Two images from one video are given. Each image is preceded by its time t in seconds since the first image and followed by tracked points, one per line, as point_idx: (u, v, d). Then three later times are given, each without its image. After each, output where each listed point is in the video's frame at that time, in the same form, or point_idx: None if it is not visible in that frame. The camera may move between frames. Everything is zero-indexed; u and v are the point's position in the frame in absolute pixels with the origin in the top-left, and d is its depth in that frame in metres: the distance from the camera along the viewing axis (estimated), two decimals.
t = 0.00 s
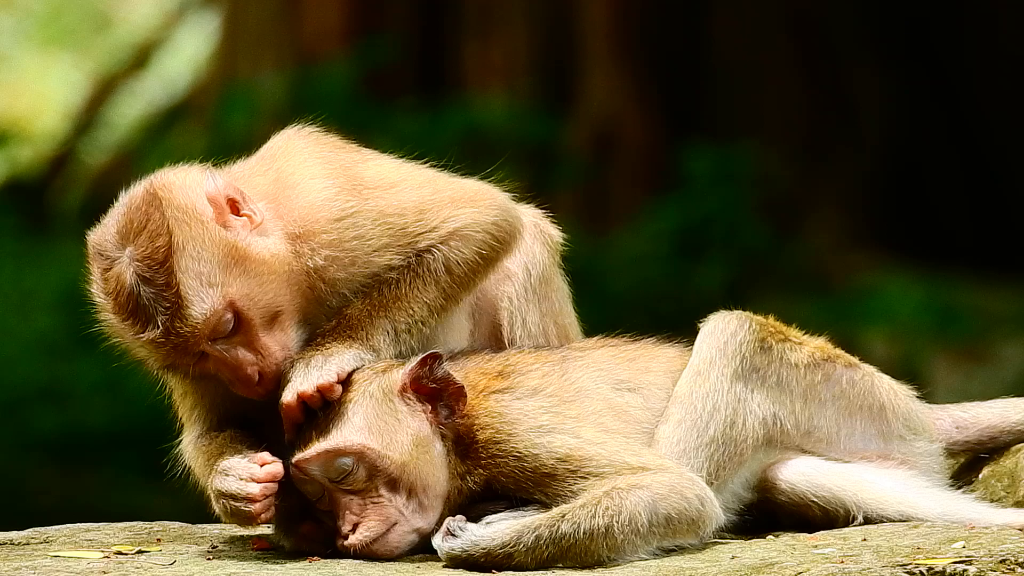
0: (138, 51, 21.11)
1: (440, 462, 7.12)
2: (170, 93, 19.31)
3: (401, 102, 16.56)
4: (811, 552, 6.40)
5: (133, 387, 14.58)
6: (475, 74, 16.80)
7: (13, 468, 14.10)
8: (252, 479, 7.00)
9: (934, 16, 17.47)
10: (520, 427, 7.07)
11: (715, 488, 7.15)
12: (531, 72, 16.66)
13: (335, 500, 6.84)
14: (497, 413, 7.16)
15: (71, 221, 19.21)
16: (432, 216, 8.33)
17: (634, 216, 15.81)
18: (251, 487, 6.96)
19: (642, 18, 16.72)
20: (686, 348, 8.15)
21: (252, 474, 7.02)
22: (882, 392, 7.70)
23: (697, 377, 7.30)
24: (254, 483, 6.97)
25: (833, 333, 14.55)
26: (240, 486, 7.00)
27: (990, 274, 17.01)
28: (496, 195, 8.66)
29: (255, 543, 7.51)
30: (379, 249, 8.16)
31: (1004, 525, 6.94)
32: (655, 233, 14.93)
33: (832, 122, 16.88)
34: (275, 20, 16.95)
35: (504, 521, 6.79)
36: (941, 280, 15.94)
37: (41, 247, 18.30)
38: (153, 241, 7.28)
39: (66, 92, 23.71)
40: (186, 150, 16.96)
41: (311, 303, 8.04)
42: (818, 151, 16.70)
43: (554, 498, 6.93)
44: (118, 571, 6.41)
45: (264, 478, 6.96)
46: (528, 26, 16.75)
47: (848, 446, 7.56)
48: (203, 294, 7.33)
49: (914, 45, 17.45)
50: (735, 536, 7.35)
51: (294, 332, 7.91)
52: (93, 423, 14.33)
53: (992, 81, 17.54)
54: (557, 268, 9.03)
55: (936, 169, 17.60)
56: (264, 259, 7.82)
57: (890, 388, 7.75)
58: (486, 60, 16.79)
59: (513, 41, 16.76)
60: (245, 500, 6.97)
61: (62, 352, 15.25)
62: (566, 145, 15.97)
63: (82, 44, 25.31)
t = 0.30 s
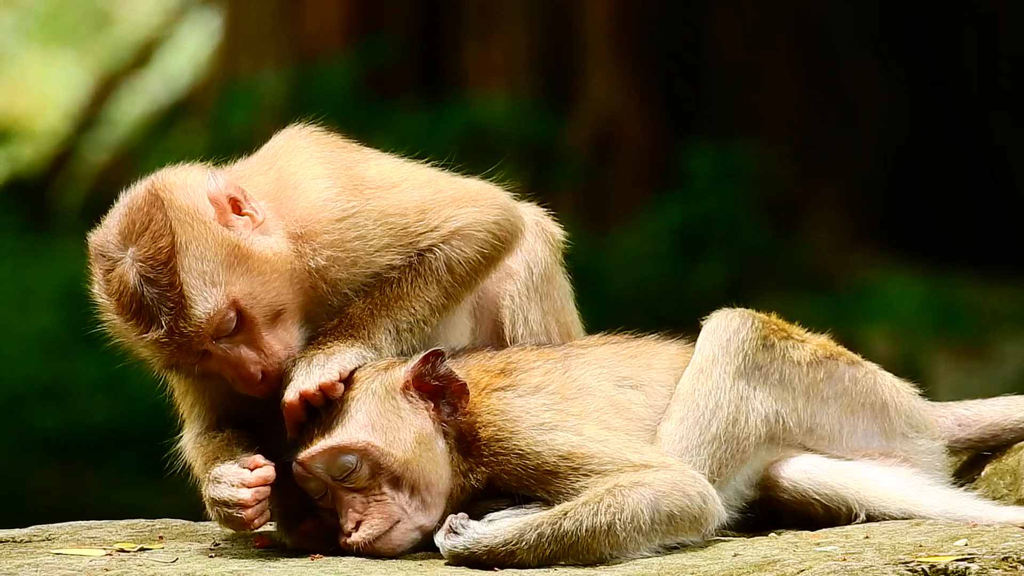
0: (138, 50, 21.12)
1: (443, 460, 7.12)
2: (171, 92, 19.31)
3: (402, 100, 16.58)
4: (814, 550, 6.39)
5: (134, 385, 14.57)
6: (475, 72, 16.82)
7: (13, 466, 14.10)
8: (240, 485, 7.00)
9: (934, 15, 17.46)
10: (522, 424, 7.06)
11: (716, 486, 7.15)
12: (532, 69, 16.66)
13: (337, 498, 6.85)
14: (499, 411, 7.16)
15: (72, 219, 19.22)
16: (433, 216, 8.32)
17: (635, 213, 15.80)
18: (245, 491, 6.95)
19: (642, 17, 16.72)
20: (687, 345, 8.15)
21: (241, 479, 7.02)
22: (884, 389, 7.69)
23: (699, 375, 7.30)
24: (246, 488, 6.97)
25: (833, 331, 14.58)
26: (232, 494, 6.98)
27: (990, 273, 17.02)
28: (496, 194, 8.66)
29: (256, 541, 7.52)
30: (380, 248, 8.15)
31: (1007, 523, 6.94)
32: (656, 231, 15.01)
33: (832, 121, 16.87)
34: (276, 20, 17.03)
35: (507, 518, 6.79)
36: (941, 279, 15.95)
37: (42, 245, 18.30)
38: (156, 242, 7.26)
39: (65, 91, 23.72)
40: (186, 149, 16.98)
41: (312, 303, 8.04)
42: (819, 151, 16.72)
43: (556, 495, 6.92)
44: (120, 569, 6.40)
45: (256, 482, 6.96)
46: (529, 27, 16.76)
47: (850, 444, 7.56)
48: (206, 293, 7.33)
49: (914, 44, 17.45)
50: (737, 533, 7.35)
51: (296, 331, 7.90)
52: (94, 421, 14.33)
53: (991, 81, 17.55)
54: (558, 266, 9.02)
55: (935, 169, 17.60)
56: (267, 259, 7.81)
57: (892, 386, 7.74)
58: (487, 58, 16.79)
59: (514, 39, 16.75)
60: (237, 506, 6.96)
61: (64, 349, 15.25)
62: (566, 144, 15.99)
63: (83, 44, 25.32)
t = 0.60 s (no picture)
0: (139, 47, 21.14)
1: (444, 456, 7.13)
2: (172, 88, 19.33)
3: (402, 97, 16.60)
4: (815, 546, 6.40)
5: (136, 382, 14.60)
6: (476, 69, 16.84)
7: (15, 462, 14.11)
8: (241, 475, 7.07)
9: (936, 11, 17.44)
10: (523, 420, 7.06)
11: (717, 482, 7.15)
12: (533, 66, 16.66)
13: (338, 495, 6.86)
14: (500, 407, 7.16)
15: (72, 216, 19.24)
16: (434, 212, 8.33)
17: (635, 210, 15.81)
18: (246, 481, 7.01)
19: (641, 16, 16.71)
20: (688, 341, 8.15)
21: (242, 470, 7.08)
22: (885, 386, 7.69)
23: (700, 371, 7.30)
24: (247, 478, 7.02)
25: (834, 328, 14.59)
26: (235, 482, 7.04)
27: (990, 270, 17.02)
28: (497, 191, 8.66)
29: (258, 537, 7.52)
30: (381, 244, 8.15)
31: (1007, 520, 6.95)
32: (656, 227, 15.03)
33: (833, 121, 16.86)
34: (276, 17, 17.17)
35: (507, 515, 6.79)
36: (941, 276, 15.96)
37: (43, 242, 18.33)
38: (157, 236, 7.27)
39: (66, 86, 23.74)
40: (188, 146, 17.01)
41: (314, 298, 8.04)
42: (819, 149, 16.70)
43: (557, 492, 6.92)
44: (121, 565, 6.41)
45: (258, 471, 7.01)
46: (529, 25, 16.73)
47: (851, 440, 7.56)
48: (208, 287, 7.34)
49: (916, 41, 17.43)
50: (737, 529, 7.35)
51: (297, 326, 7.90)
52: (95, 418, 14.35)
53: (992, 80, 17.53)
54: (559, 262, 9.02)
55: (936, 168, 17.59)
56: (268, 253, 7.82)
57: (893, 382, 7.74)
58: (488, 55, 16.80)
59: (515, 35, 16.74)
60: (241, 496, 7.00)
61: (65, 345, 15.27)
62: (567, 141, 15.99)
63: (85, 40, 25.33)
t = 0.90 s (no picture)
0: (139, 46, 21.14)
1: (443, 455, 7.13)
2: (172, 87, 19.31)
3: (402, 97, 16.59)
4: (814, 546, 6.40)
5: (134, 381, 14.59)
6: (476, 69, 16.84)
7: (15, 462, 14.11)
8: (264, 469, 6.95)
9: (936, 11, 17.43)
10: (522, 419, 7.06)
11: (716, 482, 7.15)
12: (533, 65, 16.65)
13: (338, 494, 6.85)
14: (499, 406, 7.16)
15: (71, 215, 19.24)
16: (432, 212, 8.33)
17: (635, 210, 15.79)
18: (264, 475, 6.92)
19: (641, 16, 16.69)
20: (686, 340, 8.16)
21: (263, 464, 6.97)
22: (884, 385, 7.69)
23: (699, 370, 7.30)
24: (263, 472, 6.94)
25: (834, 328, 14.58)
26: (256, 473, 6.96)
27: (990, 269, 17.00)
28: (495, 190, 8.67)
29: (258, 536, 7.52)
30: (379, 244, 8.16)
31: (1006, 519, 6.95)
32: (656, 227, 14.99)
33: (833, 121, 16.84)
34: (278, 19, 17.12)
35: (506, 514, 6.79)
36: (941, 275, 15.95)
37: (42, 242, 18.32)
38: (154, 237, 7.27)
39: (65, 86, 23.73)
40: (188, 145, 17.01)
41: (311, 298, 8.04)
42: (820, 151, 16.71)
43: (556, 491, 6.93)
44: (121, 564, 6.41)
45: (280, 467, 6.86)
46: (529, 25, 16.72)
47: (849, 439, 7.56)
48: (206, 287, 7.35)
49: (916, 39, 17.42)
50: (736, 528, 7.35)
51: (294, 326, 7.90)
52: (96, 417, 14.35)
53: (992, 80, 17.51)
54: (557, 261, 9.03)
55: (936, 167, 17.58)
56: (266, 253, 7.83)
57: (891, 381, 7.75)
58: (488, 55, 16.79)
59: (515, 34, 16.74)
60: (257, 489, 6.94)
61: (64, 344, 15.27)
62: (567, 141, 15.98)
63: (85, 39, 25.33)
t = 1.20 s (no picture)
0: (140, 44, 21.14)
1: (444, 452, 7.13)
2: (173, 85, 19.31)
3: (403, 95, 16.61)
4: (816, 543, 6.40)
5: (136, 379, 14.62)
6: (477, 67, 16.85)
7: (16, 460, 14.13)
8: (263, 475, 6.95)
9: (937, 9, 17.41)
10: (525, 417, 7.06)
11: (719, 479, 7.15)
12: (534, 64, 16.67)
13: (339, 492, 6.85)
14: (502, 404, 7.16)
15: (73, 214, 19.25)
16: (438, 210, 8.33)
17: (636, 208, 15.79)
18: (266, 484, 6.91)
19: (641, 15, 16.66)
20: (689, 337, 8.15)
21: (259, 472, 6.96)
22: (886, 382, 7.69)
23: (701, 368, 7.30)
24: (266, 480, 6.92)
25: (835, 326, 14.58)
26: (255, 485, 6.92)
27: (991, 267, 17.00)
28: (500, 186, 8.66)
29: (259, 534, 7.51)
30: (385, 243, 8.16)
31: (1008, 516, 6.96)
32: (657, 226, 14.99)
33: (833, 121, 16.83)
34: (279, 17, 17.13)
35: (509, 511, 6.79)
36: (943, 273, 15.96)
37: (44, 241, 18.33)
38: (160, 233, 7.24)
39: (66, 84, 23.74)
40: (189, 143, 17.03)
41: (316, 296, 8.04)
42: (822, 147, 16.71)
43: (559, 488, 6.92)
44: (122, 561, 6.41)
45: (279, 468, 6.92)
46: (530, 24, 16.71)
47: (852, 437, 7.56)
48: (211, 283, 7.32)
49: (916, 37, 17.39)
50: (739, 526, 7.35)
51: (299, 325, 7.91)
52: (97, 416, 14.37)
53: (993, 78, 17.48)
54: (561, 260, 9.03)
55: (937, 166, 17.56)
56: (271, 251, 7.82)
57: (894, 379, 7.75)
58: (489, 53, 16.80)
59: (516, 33, 16.74)
60: (264, 496, 6.89)
61: (65, 343, 15.30)
62: (568, 139, 15.98)
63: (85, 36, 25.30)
